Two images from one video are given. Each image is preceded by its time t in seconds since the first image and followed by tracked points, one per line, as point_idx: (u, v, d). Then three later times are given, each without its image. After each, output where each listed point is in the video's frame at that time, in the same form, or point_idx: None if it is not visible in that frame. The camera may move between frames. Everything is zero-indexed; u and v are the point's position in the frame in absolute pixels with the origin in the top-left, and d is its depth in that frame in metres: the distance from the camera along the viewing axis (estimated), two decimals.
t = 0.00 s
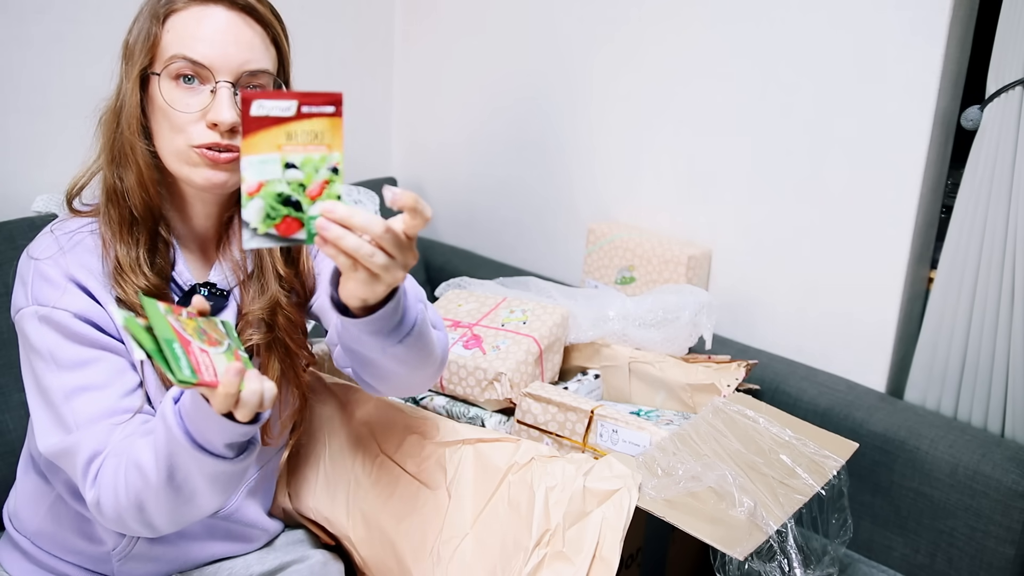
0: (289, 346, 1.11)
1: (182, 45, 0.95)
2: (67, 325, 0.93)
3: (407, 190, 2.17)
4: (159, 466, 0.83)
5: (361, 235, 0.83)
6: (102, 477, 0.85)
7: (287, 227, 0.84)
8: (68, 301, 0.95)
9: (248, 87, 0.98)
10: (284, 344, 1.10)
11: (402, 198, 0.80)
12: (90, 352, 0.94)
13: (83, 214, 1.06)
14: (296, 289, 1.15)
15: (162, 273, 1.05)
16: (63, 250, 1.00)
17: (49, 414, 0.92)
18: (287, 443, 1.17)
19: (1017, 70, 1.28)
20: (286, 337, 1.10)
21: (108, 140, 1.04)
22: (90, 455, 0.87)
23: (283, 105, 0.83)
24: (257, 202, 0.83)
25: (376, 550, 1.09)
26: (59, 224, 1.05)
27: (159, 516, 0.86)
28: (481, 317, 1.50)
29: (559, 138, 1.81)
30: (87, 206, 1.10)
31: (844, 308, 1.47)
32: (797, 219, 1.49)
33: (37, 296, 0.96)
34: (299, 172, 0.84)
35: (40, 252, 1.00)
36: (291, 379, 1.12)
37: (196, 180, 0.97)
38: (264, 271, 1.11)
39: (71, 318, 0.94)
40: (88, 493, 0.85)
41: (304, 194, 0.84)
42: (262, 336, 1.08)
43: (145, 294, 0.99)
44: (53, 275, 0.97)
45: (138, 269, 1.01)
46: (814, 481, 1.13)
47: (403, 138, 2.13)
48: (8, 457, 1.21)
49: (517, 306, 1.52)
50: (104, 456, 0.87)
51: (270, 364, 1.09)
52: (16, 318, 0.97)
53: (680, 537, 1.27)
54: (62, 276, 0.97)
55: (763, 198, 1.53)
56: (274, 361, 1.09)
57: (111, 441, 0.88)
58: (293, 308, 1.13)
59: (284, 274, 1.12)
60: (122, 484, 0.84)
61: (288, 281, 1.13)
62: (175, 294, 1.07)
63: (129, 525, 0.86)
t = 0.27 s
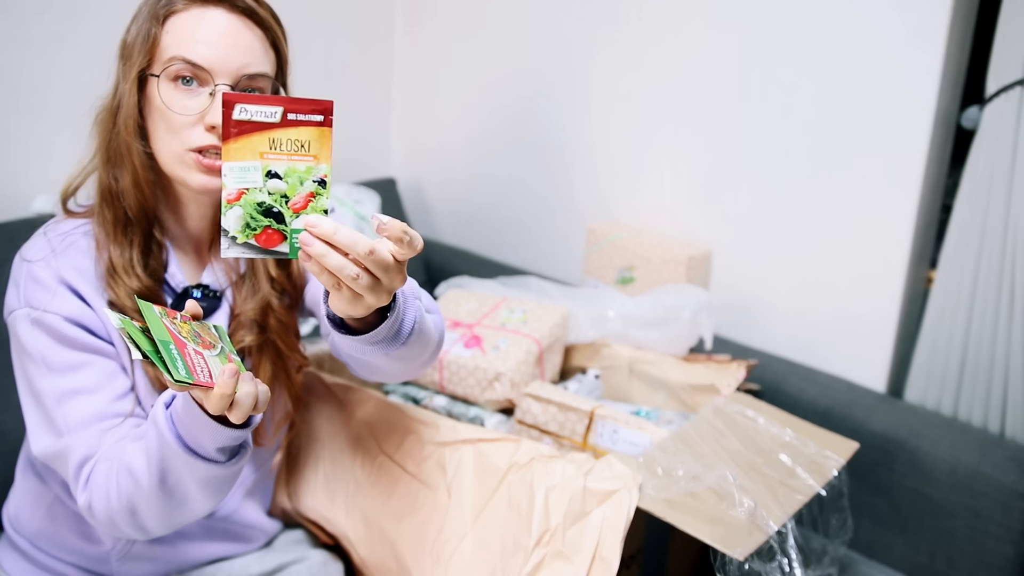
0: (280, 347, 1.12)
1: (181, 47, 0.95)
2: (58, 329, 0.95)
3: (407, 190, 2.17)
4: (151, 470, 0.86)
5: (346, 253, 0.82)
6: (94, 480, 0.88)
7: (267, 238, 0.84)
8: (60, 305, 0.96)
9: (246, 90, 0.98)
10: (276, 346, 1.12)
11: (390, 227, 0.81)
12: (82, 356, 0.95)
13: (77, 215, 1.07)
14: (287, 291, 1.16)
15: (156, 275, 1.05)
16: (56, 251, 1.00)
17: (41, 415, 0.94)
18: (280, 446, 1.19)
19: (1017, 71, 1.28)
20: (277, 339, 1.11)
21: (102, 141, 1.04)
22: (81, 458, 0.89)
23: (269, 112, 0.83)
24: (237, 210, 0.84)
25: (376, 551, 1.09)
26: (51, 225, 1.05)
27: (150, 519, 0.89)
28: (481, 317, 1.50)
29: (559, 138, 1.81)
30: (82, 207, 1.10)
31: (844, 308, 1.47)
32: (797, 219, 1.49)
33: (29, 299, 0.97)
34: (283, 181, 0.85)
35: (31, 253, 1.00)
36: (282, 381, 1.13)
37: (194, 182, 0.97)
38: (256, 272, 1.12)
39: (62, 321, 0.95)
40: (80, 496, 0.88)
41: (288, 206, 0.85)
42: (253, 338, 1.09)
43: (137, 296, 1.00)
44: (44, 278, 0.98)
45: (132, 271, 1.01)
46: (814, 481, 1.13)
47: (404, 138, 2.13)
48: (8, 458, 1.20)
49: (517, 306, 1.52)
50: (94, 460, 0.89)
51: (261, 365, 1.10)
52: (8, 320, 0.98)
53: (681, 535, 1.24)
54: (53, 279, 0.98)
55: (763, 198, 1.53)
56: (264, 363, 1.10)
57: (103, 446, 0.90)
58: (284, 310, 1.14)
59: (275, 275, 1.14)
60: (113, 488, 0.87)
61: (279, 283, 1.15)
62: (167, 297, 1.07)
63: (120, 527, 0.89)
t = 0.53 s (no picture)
0: (280, 347, 1.12)
1: (177, 50, 0.95)
2: (58, 330, 0.95)
3: (407, 190, 2.17)
4: (150, 469, 0.85)
5: (345, 251, 0.82)
6: (94, 480, 0.87)
7: (266, 238, 0.84)
8: (59, 306, 0.96)
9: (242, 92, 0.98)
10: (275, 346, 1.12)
11: (388, 222, 0.80)
12: (81, 357, 0.95)
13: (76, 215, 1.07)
14: (288, 291, 1.16)
15: (155, 275, 1.05)
16: (54, 253, 1.00)
17: (41, 416, 0.94)
18: (281, 446, 1.19)
19: (1017, 71, 1.28)
20: (276, 339, 1.12)
21: (99, 142, 1.04)
22: (81, 459, 0.89)
23: (262, 112, 0.82)
24: (235, 211, 0.83)
25: (376, 551, 1.09)
26: (49, 227, 1.05)
27: (150, 519, 0.89)
28: (481, 317, 1.50)
29: (559, 137, 1.81)
30: (81, 207, 1.10)
31: (844, 308, 1.47)
32: (797, 219, 1.49)
33: (27, 301, 0.97)
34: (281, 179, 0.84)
35: (30, 254, 1.00)
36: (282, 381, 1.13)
37: (192, 184, 0.97)
38: (255, 272, 1.12)
39: (61, 323, 0.95)
40: (80, 497, 0.88)
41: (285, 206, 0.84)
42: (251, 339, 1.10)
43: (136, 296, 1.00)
44: (43, 279, 0.98)
45: (130, 271, 1.02)
46: (814, 481, 1.13)
47: (404, 138, 2.13)
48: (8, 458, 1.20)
49: (517, 306, 1.52)
50: (94, 460, 0.89)
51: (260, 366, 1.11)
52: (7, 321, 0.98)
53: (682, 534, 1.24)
54: (52, 280, 0.98)
55: (762, 198, 1.53)
56: (263, 362, 1.11)
57: (102, 446, 0.90)
58: (284, 309, 1.14)
59: (274, 275, 1.14)
60: (112, 488, 0.86)
61: (278, 282, 1.14)
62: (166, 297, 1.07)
63: (120, 528, 0.89)
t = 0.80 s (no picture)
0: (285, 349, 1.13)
1: (161, 52, 0.97)
2: (55, 335, 0.94)
3: (407, 190, 2.18)
4: (132, 484, 0.85)
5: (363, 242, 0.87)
6: (84, 488, 0.88)
7: (324, 256, 0.83)
8: (57, 309, 0.96)
9: (227, 92, 0.99)
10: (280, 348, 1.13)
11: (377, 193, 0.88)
12: (78, 362, 0.95)
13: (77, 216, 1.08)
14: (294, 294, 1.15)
15: (154, 276, 1.05)
16: (53, 255, 1.01)
17: (37, 420, 0.94)
18: (281, 448, 1.19)
19: (1017, 71, 1.28)
20: (281, 341, 1.13)
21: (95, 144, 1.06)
22: (75, 464, 0.90)
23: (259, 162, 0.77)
24: (295, 255, 0.80)
25: (376, 551, 1.09)
26: (50, 228, 1.05)
27: (138, 528, 0.90)
28: (481, 317, 1.50)
29: (559, 137, 1.81)
30: (83, 208, 1.11)
31: (844, 309, 1.47)
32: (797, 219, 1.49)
33: (27, 303, 0.97)
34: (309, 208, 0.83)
35: (30, 257, 1.01)
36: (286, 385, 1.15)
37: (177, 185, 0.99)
38: (260, 276, 1.12)
39: (59, 326, 0.95)
40: (73, 502, 0.89)
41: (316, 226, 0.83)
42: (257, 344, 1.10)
43: (136, 298, 1.00)
44: (42, 282, 0.98)
45: (130, 272, 1.01)
46: (814, 481, 1.13)
47: (404, 138, 2.13)
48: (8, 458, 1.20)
49: (517, 306, 1.52)
50: (86, 467, 0.89)
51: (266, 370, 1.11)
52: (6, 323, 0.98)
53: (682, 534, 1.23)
54: (51, 282, 0.98)
55: (762, 198, 1.53)
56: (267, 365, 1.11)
57: (94, 453, 0.90)
58: (290, 311, 1.14)
59: (280, 279, 1.13)
60: (100, 500, 0.87)
61: (284, 286, 1.14)
62: (167, 299, 1.07)
63: (111, 533, 0.90)
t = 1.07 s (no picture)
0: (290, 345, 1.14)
1: (158, 57, 0.96)
2: (52, 341, 0.94)
3: (407, 190, 2.18)
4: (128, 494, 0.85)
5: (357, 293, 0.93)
6: (82, 495, 0.88)
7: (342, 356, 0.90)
8: (54, 315, 0.96)
9: (224, 96, 0.99)
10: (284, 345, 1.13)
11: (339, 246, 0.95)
12: (76, 368, 0.95)
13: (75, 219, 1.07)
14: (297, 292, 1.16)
15: (153, 279, 1.05)
16: (52, 259, 1.00)
17: (35, 424, 0.94)
18: (286, 447, 1.19)
19: (1017, 71, 1.28)
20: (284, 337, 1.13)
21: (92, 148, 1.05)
22: (73, 469, 0.90)
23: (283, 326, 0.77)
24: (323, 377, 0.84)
25: (376, 551, 1.09)
26: (48, 231, 1.05)
27: (136, 535, 0.90)
28: (481, 317, 1.50)
29: (559, 137, 1.81)
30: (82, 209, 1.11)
31: (844, 309, 1.47)
32: (797, 219, 1.49)
33: (25, 307, 0.97)
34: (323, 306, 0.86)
35: (28, 260, 1.00)
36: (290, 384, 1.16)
37: (177, 190, 0.99)
38: (262, 276, 1.13)
39: (56, 332, 0.95)
40: (71, 508, 0.89)
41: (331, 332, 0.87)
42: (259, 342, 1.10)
43: (135, 302, 1.01)
44: (39, 287, 0.98)
45: (128, 276, 1.01)
46: (814, 481, 1.13)
47: (404, 138, 2.13)
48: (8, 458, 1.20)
49: (517, 306, 1.52)
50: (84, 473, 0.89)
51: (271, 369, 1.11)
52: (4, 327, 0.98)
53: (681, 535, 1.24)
54: (49, 287, 0.98)
55: (761, 198, 1.53)
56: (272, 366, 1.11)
57: (93, 458, 0.90)
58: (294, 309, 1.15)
59: (282, 277, 1.14)
60: (97, 508, 0.87)
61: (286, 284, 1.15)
62: (168, 300, 1.07)
63: (109, 537, 0.90)
